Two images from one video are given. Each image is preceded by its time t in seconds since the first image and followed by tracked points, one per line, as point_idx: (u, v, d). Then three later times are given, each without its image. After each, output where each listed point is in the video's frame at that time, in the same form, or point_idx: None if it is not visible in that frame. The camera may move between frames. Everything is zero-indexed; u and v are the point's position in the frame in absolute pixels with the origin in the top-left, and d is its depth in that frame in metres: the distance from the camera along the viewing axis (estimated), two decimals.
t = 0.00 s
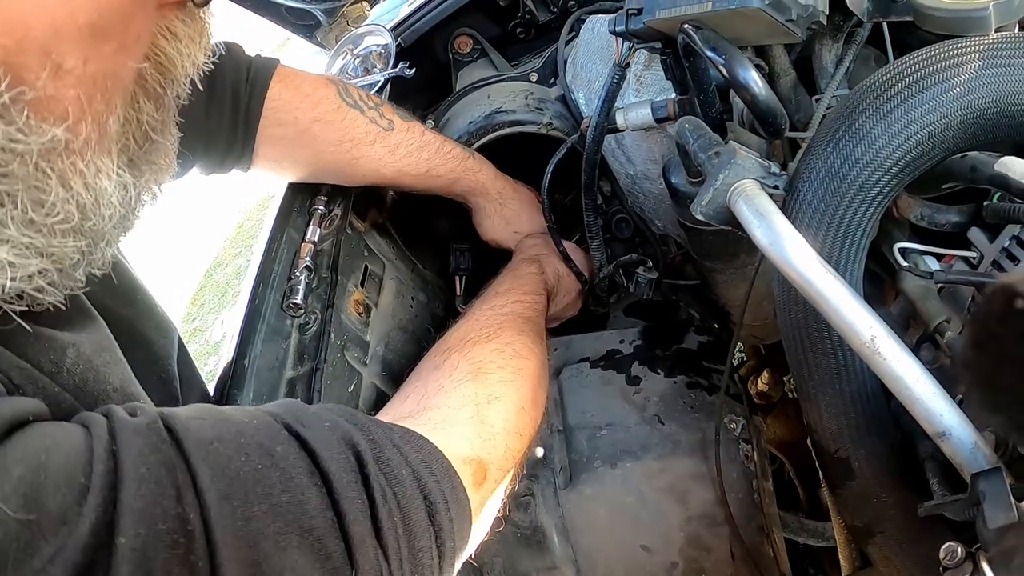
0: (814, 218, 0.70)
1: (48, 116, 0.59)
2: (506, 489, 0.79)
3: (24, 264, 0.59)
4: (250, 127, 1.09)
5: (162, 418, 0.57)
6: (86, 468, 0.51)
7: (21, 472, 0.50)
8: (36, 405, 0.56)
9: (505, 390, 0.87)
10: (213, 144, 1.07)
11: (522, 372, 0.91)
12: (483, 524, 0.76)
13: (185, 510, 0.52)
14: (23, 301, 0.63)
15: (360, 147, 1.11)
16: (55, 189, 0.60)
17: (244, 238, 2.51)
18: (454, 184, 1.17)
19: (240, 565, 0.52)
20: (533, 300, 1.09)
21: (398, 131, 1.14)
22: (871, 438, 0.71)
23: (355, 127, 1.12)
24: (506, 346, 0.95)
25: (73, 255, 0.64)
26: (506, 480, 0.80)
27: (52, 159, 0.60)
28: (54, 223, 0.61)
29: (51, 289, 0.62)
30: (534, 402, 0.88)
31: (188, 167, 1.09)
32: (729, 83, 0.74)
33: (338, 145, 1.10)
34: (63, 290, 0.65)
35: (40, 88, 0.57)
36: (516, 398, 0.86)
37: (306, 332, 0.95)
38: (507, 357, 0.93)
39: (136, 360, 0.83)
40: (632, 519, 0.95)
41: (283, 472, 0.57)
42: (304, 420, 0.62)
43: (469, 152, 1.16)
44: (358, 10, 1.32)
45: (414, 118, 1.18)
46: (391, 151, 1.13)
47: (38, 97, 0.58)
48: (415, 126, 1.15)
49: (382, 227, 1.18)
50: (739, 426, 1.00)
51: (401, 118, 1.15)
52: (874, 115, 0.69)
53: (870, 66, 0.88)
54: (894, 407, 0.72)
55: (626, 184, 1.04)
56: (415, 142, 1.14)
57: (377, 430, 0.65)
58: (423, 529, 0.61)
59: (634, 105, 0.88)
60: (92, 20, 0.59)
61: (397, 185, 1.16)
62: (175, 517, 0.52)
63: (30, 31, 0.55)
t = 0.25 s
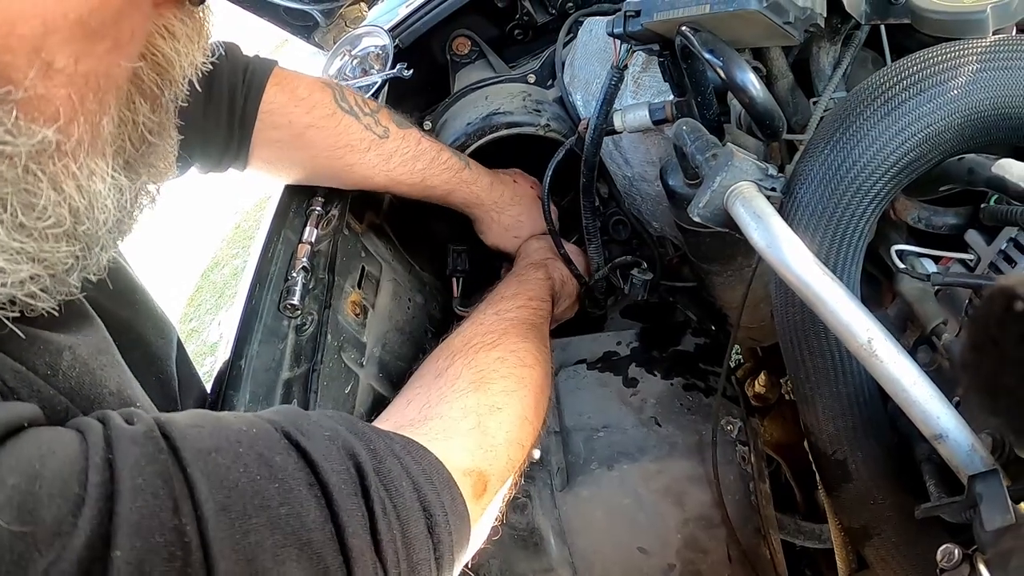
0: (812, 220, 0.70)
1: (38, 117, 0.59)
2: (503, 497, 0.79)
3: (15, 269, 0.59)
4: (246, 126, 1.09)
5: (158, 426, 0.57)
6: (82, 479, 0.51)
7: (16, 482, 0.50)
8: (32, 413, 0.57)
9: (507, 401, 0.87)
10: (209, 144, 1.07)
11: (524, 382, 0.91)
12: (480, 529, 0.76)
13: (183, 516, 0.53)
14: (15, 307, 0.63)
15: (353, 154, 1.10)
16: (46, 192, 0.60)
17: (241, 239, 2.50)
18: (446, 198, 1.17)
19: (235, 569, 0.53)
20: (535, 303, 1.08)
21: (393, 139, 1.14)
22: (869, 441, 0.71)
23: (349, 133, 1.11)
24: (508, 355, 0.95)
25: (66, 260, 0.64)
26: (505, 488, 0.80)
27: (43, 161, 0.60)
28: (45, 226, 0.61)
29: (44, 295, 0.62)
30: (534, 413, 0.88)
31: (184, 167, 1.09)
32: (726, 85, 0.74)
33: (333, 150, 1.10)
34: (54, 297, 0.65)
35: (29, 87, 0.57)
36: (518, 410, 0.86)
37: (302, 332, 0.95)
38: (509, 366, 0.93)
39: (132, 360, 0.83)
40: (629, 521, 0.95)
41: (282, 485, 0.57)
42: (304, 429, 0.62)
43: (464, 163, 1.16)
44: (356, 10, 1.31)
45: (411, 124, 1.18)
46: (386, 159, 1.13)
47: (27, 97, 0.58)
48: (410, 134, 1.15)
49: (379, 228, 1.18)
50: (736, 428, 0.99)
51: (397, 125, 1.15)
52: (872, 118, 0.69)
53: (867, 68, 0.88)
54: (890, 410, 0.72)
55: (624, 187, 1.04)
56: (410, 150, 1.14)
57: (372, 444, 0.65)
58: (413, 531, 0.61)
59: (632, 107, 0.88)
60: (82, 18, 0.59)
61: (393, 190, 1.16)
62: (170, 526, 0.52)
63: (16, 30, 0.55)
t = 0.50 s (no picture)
0: (809, 222, 0.70)
1: (33, 123, 0.59)
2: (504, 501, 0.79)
3: (10, 276, 0.58)
4: (244, 124, 1.09)
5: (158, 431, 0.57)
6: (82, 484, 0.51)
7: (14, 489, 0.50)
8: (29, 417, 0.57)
9: (507, 406, 0.87)
10: (209, 141, 1.08)
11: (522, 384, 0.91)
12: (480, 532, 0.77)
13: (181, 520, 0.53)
14: (13, 311, 0.62)
15: (347, 163, 1.10)
16: (43, 198, 0.60)
17: (241, 239, 2.50)
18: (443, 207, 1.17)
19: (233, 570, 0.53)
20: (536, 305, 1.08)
21: (390, 148, 1.14)
22: (866, 441, 0.72)
23: (346, 140, 1.11)
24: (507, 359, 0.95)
25: (64, 267, 0.64)
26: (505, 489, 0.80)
27: (38, 167, 0.60)
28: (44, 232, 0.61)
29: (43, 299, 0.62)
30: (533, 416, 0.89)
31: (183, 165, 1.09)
32: (725, 87, 0.74)
33: (329, 156, 1.10)
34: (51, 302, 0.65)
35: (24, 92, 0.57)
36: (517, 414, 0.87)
37: (301, 333, 0.95)
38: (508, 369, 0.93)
39: (131, 360, 0.83)
40: (627, 522, 0.95)
41: (282, 489, 0.57)
42: (304, 434, 0.62)
43: (461, 175, 1.17)
44: (355, 11, 1.31)
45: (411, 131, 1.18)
46: (381, 168, 1.13)
47: (22, 103, 0.58)
48: (409, 142, 1.15)
49: (378, 229, 1.18)
50: (734, 429, 1.00)
51: (395, 133, 1.15)
52: (869, 120, 0.70)
53: (865, 71, 0.88)
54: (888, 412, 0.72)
55: (622, 190, 1.04)
56: (405, 161, 1.14)
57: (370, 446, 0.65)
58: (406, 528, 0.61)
59: (630, 109, 0.88)
60: (77, 23, 0.59)
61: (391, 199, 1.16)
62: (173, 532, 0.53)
63: (10, 34, 0.55)
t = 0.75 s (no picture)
0: (807, 223, 0.70)
1: (36, 126, 0.60)
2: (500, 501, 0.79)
3: (12, 278, 0.59)
4: (244, 122, 1.09)
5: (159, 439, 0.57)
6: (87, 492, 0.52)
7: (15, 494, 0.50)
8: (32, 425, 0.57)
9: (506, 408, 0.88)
10: (208, 140, 1.07)
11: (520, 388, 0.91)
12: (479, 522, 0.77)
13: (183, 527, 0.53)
14: (14, 313, 0.63)
15: (344, 164, 1.10)
16: (43, 201, 0.61)
17: (240, 239, 2.49)
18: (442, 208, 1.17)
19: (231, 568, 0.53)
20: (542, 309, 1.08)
21: (388, 150, 1.13)
22: (864, 443, 0.72)
23: (345, 142, 1.11)
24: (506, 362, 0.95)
25: (65, 268, 0.65)
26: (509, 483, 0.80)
27: (40, 170, 0.60)
28: (42, 234, 0.61)
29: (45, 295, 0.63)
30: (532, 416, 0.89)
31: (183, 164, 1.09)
32: (723, 89, 0.74)
33: (327, 158, 1.09)
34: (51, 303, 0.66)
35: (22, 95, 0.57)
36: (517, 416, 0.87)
37: (300, 333, 0.95)
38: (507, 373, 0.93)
39: (130, 358, 0.83)
40: (625, 523, 0.95)
41: (285, 498, 0.57)
42: (310, 444, 0.61)
43: (459, 177, 1.17)
44: (355, 11, 1.30)
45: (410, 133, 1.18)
46: (379, 171, 1.13)
47: (25, 107, 0.58)
48: (408, 144, 1.15)
49: (377, 230, 1.18)
50: (733, 431, 0.99)
51: (394, 135, 1.15)
52: (868, 122, 0.70)
53: (864, 73, 0.88)
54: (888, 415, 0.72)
55: (621, 192, 1.04)
56: (402, 163, 1.14)
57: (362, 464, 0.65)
58: (404, 511, 0.62)
59: (629, 110, 0.88)
60: (80, 27, 0.59)
61: (388, 200, 1.16)
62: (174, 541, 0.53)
63: (14, 37, 0.55)
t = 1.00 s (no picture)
0: (805, 224, 0.70)
1: (40, 72, 0.60)
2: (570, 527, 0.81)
3: (8, 223, 0.59)
4: (246, 124, 1.09)
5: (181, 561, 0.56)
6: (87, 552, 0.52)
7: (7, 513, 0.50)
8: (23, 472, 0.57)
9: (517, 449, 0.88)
10: (209, 142, 1.07)
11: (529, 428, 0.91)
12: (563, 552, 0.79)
13: None
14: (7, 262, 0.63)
15: (349, 158, 1.11)
16: (44, 145, 0.61)
17: (236, 238, 2.48)
18: (444, 201, 1.17)
19: None
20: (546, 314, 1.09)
21: (391, 144, 1.14)
22: (862, 444, 0.72)
23: (348, 137, 1.11)
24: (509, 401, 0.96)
25: (60, 221, 0.65)
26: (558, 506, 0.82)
27: (42, 114, 0.61)
28: (41, 177, 0.61)
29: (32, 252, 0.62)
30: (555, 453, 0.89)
31: (183, 165, 1.09)
32: (722, 88, 0.74)
33: (331, 154, 1.10)
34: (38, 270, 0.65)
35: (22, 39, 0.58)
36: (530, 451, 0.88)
37: (296, 331, 0.95)
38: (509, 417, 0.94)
39: (125, 354, 0.83)
40: (622, 522, 0.94)
41: None
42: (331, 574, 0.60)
43: (463, 170, 1.16)
44: (354, 10, 1.29)
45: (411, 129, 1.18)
46: (383, 164, 1.13)
47: (31, 50, 0.59)
48: (410, 139, 1.15)
49: (375, 230, 1.18)
50: (730, 430, 1.00)
51: (397, 130, 1.15)
52: (866, 122, 0.70)
53: (862, 74, 0.88)
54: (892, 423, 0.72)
55: (619, 191, 1.04)
56: (406, 156, 1.14)
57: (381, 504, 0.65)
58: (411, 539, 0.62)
59: (628, 110, 0.88)
60: None
61: (389, 195, 1.16)
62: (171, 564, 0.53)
63: None
